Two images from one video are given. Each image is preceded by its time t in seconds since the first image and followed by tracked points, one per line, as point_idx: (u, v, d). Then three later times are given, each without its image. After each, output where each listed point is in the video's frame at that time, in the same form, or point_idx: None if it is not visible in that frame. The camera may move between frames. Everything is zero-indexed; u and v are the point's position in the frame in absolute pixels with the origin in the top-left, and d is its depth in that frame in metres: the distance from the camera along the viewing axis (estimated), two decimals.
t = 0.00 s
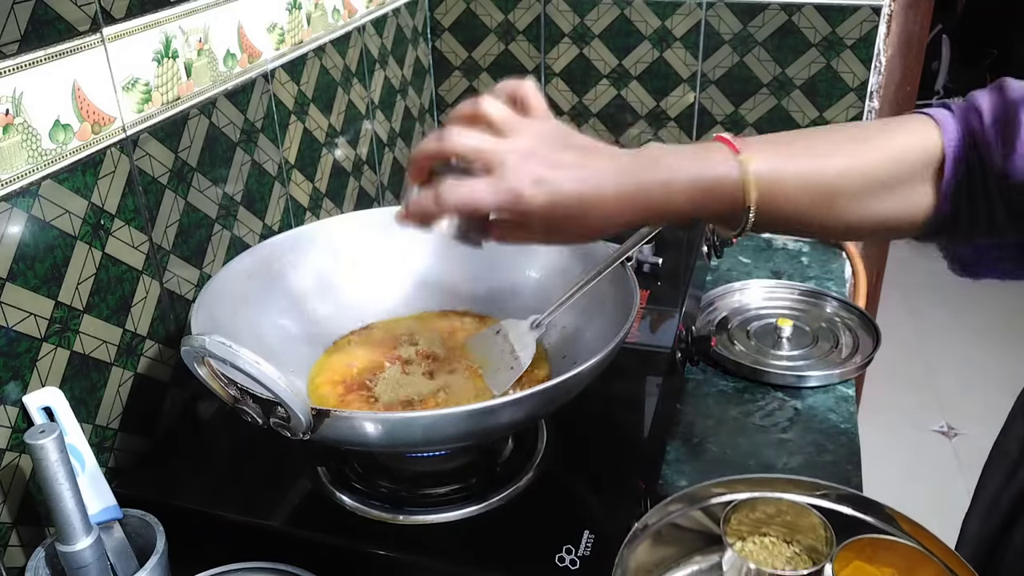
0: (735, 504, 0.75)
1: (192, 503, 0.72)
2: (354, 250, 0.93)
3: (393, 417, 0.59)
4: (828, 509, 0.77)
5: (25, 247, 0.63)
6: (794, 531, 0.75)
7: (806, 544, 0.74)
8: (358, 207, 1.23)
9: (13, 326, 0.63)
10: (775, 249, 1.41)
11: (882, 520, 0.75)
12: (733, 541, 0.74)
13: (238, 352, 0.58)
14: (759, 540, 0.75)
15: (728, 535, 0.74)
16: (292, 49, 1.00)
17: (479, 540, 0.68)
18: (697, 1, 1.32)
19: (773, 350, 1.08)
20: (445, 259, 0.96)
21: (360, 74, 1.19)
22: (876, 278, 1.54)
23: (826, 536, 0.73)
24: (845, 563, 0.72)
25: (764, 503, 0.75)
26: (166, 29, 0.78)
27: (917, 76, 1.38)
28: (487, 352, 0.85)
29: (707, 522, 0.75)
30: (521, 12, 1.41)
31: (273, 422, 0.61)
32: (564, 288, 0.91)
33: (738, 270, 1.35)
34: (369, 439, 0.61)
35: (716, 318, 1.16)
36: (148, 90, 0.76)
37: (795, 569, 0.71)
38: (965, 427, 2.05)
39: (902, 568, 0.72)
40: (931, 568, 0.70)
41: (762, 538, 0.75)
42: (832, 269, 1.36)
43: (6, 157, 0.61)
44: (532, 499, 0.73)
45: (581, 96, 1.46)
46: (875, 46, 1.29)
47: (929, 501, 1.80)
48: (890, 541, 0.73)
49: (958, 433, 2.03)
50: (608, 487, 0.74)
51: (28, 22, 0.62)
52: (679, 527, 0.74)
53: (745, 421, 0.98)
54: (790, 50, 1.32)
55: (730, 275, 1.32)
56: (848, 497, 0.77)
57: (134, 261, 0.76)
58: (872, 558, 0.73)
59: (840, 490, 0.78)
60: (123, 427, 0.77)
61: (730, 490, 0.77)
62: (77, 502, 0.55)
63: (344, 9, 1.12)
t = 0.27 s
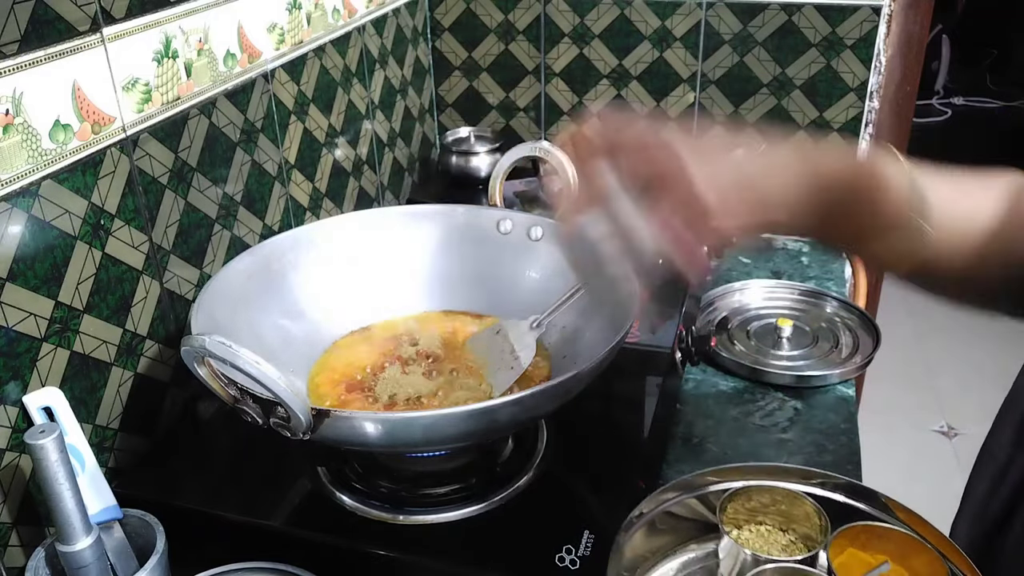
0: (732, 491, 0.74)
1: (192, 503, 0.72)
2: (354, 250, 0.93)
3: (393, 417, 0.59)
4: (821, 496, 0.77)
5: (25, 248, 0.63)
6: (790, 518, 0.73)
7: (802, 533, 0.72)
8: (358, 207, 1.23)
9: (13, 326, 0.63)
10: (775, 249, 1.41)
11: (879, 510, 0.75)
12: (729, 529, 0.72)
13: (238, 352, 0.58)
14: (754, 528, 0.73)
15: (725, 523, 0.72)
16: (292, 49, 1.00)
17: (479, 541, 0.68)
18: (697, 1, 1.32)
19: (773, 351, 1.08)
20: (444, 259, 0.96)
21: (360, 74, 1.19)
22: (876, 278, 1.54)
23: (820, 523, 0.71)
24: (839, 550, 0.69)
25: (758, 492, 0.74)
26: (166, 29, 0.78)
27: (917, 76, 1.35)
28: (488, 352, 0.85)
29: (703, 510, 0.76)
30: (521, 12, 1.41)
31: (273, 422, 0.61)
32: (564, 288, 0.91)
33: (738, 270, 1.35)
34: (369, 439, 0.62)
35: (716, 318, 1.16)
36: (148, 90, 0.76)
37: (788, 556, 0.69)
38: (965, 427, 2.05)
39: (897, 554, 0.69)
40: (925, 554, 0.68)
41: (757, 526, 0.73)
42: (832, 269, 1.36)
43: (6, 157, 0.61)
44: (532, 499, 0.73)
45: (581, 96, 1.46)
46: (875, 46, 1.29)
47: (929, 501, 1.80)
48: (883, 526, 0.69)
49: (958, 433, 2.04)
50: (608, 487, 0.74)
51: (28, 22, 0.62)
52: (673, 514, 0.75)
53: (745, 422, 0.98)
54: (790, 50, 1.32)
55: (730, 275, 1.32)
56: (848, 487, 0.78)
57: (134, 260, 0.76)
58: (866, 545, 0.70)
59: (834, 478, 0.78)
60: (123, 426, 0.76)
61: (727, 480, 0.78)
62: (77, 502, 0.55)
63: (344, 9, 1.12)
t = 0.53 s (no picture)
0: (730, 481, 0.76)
1: (192, 503, 0.72)
2: (354, 250, 0.93)
3: (393, 417, 0.59)
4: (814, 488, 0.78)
5: (25, 247, 0.63)
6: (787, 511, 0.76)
7: (796, 523, 0.75)
8: (358, 207, 1.23)
9: (13, 327, 0.63)
10: (775, 249, 1.41)
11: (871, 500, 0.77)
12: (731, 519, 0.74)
13: (238, 352, 0.58)
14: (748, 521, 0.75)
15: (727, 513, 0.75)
16: (292, 49, 1.00)
17: (478, 541, 0.68)
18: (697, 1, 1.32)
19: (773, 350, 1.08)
20: (444, 259, 0.96)
21: (360, 74, 1.19)
22: (876, 278, 1.54)
23: (816, 515, 0.74)
24: (834, 539, 0.71)
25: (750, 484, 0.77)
26: (166, 29, 0.78)
27: (918, 76, 1.32)
28: (488, 352, 0.85)
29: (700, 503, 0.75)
30: (521, 12, 1.41)
31: (273, 422, 0.61)
32: (564, 288, 0.91)
33: (738, 270, 1.35)
34: (369, 439, 0.62)
35: (716, 318, 1.16)
36: (148, 90, 0.76)
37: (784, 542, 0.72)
38: (965, 427, 2.05)
39: (890, 543, 0.71)
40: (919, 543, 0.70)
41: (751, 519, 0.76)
42: (832, 269, 1.36)
43: (6, 157, 0.61)
44: (532, 499, 0.73)
45: (581, 96, 1.46)
46: (875, 46, 1.29)
47: (929, 501, 1.80)
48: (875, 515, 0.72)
49: (958, 433, 2.03)
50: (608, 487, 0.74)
51: (28, 22, 0.62)
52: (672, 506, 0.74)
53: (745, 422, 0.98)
54: (790, 50, 1.32)
55: (730, 275, 1.32)
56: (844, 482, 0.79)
57: (134, 260, 0.76)
58: (862, 535, 0.72)
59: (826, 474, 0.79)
60: (123, 426, 0.76)
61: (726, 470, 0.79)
62: (77, 502, 0.55)
63: (344, 9, 1.12)
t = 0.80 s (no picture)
0: (708, 487, 0.79)
1: (192, 503, 0.72)
2: (354, 250, 0.92)
3: (393, 417, 0.59)
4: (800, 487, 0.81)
5: (24, 247, 0.63)
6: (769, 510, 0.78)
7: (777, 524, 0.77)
8: (358, 207, 1.23)
9: (13, 326, 0.63)
10: (775, 249, 1.41)
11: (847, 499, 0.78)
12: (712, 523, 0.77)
13: (238, 352, 0.58)
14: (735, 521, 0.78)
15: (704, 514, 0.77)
16: (292, 49, 1.00)
17: (478, 541, 0.68)
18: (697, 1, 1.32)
19: (773, 350, 1.08)
20: (444, 259, 0.96)
21: (360, 74, 1.19)
22: (876, 279, 1.54)
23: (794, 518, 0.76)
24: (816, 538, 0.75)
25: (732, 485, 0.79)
26: (166, 29, 0.78)
27: (917, 75, 1.33)
28: (488, 352, 0.85)
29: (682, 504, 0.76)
30: (521, 12, 1.41)
31: (273, 422, 0.61)
32: (564, 288, 0.91)
33: (738, 270, 1.35)
34: (369, 439, 0.61)
35: (716, 318, 1.16)
36: (148, 91, 0.76)
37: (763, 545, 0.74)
38: (965, 427, 2.05)
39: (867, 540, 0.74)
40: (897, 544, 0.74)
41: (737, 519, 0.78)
42: (832, 269, 1.36)
43: (6, 157, 0.61)
44: (532, 499, 0.72)
45: (581, 96, 1.46)
46: (875, 46, 1.29)
47: (929, 501, 1.80)
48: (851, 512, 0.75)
49: (958, 433, 2.04)
50: (608, 487, 0.74)
51: (28, 22, 0.62)
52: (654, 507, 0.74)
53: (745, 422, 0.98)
54: (791, 50, 1.32)
55: (730, 275, 1.32)
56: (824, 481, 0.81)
57: (134, 260, 0.76)
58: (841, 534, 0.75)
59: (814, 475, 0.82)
60: (123, 426, 0.76)
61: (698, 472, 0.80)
62: (77, 502, 0.55)
63: (344, 9, 1.12)
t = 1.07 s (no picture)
0: (702, 477, 0.75)
1: (192, 502, 0.72)
2: (354, 250, 0.92)
3: (393, 417, 0.59)
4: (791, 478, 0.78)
5: (24, 247, 0.63)
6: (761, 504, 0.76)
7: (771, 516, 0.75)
8: (358, 207, 1.23)
9: (13, 326, 0.63)
10: (775, 249, 1.41)
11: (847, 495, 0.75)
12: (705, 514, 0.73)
13: (238, 352, 0.58)
14: (729, 513, 0.74)
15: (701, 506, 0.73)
16: (292, 49, 1.00)
17: (479, 541, 0.68)
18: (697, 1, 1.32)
19: (773, 350, 1.08)
20: (444, 259, 0.96)
21: (360, 74, 1.19)
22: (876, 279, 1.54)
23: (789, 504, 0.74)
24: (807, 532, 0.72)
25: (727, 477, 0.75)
26: (166, 29, 0.78)
27: (917, 75, 1.33)
28: (488, 351, 0.85)
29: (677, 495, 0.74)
30: (521, 12, 1.41)
31: (273, 422, 0.61)
32: (564, 288, 0.91)
33: (738, 270, 1.35)
34: (369, 439, 0.61)
35: (716, 318, 1.16)
36: (148, 90, 0.76)
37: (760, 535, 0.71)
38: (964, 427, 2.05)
39: (859, 534, 0.71)
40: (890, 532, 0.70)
41: (732, 511, 0.74)
42: (832, 269, 1.36)
43: (6, 156, 0.61)
44: (532, 500, 0.72)
45: (581, 96, 1.46)
46: (875, 46, 1.30)
47: (930, 501, 1.80)
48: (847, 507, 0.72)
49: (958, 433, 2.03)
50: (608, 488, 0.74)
51: (28, 22, 0.62)
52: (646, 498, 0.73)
53: (745, 421, 0.97)
54: (791, 49, 1.32)
55: (731, 275, 1.32)
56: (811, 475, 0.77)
57: (134, 260, 0.76)
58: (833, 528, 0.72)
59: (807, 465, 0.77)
60: (123, 426, 0.76)
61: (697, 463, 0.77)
62: (77, 502, 0.55)
63: (344, 9, 1.12)
